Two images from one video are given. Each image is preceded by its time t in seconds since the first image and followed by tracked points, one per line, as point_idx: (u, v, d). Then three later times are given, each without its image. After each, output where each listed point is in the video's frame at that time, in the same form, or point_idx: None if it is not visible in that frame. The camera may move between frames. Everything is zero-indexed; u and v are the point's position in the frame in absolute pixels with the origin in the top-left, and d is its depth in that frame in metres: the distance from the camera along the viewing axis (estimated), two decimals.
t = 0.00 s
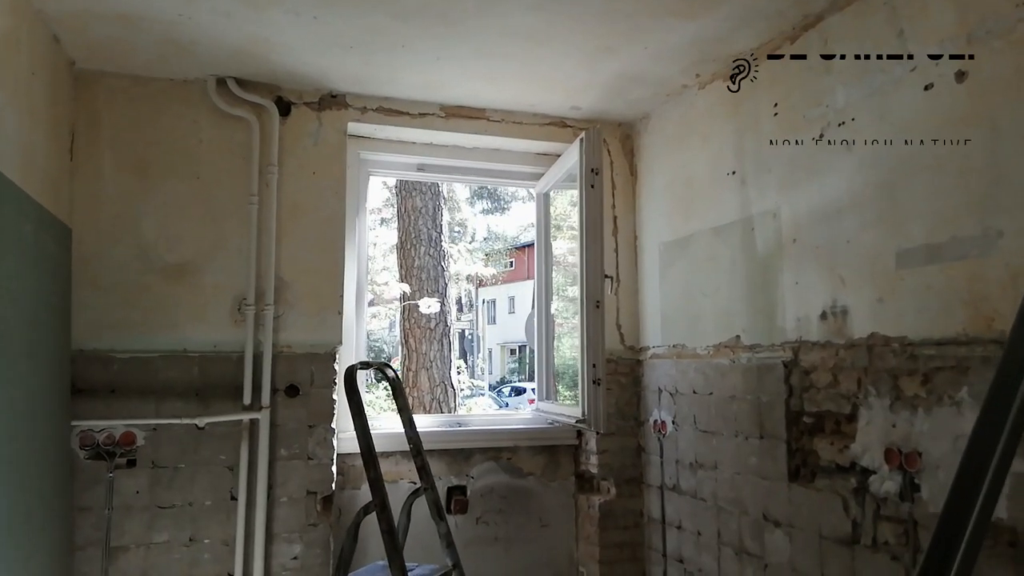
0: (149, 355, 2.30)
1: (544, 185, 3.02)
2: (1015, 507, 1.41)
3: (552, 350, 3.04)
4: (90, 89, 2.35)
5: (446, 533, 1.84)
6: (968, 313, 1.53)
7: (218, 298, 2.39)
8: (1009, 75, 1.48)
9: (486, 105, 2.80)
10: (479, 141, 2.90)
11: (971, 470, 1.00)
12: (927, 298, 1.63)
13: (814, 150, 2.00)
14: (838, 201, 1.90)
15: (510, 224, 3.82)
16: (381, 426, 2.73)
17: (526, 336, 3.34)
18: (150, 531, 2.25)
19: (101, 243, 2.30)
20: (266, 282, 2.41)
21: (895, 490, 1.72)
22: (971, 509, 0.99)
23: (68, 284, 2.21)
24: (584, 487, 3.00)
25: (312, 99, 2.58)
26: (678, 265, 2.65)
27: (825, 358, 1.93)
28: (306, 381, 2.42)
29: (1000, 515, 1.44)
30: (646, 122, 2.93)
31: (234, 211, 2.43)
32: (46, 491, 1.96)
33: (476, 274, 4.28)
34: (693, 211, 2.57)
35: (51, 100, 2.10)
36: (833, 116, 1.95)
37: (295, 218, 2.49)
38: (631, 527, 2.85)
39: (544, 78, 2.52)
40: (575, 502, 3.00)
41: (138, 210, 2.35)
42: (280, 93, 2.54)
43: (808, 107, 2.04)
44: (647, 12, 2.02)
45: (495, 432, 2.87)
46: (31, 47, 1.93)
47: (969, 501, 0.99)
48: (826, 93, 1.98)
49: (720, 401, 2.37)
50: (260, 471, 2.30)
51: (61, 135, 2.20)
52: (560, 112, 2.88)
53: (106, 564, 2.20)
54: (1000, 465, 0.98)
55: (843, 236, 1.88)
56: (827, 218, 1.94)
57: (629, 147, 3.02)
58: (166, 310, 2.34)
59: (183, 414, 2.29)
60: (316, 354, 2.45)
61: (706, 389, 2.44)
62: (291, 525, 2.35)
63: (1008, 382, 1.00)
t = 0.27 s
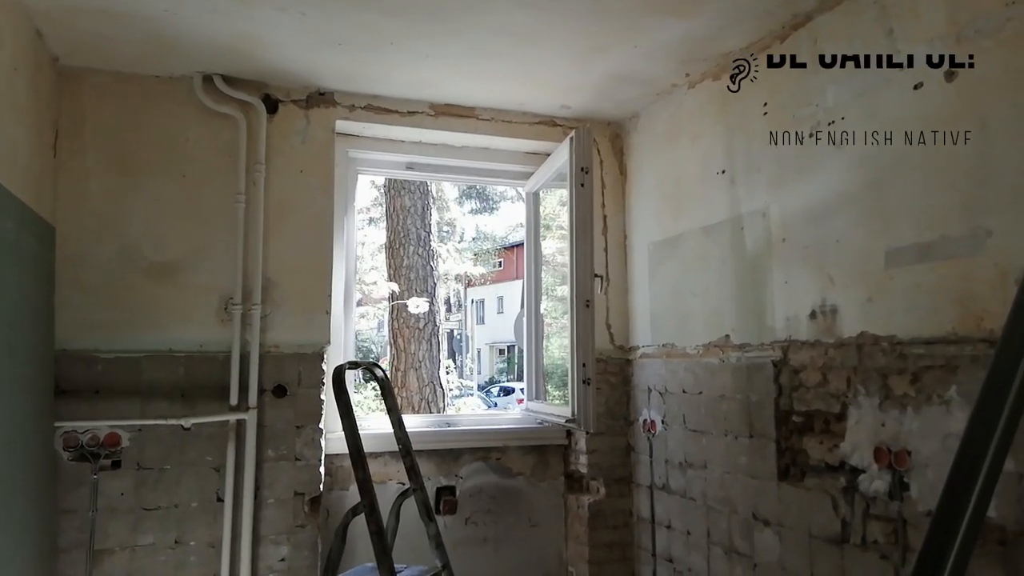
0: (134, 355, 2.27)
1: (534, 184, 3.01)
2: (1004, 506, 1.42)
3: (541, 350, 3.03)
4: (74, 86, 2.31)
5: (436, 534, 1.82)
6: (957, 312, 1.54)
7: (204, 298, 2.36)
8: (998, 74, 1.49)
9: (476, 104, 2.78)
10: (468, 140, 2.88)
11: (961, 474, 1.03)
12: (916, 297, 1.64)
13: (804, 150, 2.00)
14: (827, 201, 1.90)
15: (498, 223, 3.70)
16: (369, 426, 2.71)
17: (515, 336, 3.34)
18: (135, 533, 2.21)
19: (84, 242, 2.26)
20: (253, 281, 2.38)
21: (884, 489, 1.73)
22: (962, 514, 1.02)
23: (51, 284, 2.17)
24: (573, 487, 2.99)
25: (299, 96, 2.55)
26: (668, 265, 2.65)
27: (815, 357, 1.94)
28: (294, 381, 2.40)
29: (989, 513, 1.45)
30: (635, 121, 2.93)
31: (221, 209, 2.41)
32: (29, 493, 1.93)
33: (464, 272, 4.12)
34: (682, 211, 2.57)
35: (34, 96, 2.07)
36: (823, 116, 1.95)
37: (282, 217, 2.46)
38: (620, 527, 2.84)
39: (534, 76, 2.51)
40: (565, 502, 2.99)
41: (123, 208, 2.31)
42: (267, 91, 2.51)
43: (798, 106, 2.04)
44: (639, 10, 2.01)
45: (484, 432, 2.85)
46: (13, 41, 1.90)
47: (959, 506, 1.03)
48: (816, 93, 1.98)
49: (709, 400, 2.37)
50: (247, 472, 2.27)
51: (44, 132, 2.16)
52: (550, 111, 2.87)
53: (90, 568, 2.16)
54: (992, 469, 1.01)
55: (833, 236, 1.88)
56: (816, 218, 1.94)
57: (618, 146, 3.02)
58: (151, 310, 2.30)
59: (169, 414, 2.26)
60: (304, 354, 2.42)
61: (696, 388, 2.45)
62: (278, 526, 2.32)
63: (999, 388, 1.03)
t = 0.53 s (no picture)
0: (120, 354, 2.24)
1: (524, 183, 3.01)
2: (992, 503, 1.43)
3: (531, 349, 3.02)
4: (59, 81, 2.28)
5: (425, 534, 1.81)
6: (946, 311, 1.55)
7: (192, 296, 2.33)
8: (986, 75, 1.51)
9: (466, 102, 2.77)
10: (458, 138, 2.87)
11: (953, 474, 1.04)
12: (905, 296, 1.65)
13: (793, 150, 2.01)
14: (817, 200, 1.91)
15: (486, 221, 3.65)
16: (358, 426, 2.69)
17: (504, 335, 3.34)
18: (121, 534, 2.18)
19: (70, 239, 2.23)
20: (240, 280, 2.36)
21: (873, 487, 1.74)
22: (953, 514, 1.03)
23: (36, 282, 2.14)
24: (563, 486, 2.99)
25: (288, 93, 2.53)
26: (657, 264, 2.66)
27: (804, 356, 1.95)
28: (282, 380, 2.37)
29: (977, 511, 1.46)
30: (625, 121, 2.93)
31: (209, 206, 2.38)
32: (12, 494, 1.90)
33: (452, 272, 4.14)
34: (672, 210, 2.57)
35: (19, 91, 2.03)
36: (813, 116, 1.96)
37: (270, 214, 2.44)
38: (609, 526, 2.85)
39: (525, 75, 2.50)
40: (554, 501, 2.99)
41: (109, 205, 2.28)
42: (255, 88, 2.49)
43: (788, 106, 2.05)
44: (631, 9, 2.01)
45: (473, 431, 2.84)
46: None
47: (951, 507, 1.03)
48: (806, 92, 1.99)
49: (698, 399, 2.38)
50: (234, 472, 2.25)
51: (28, 127, 2.12)
52: (540, 110, 2.87)
53: (75, 569, 2.13)
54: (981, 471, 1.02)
55: (822, 235, 1.89)
56: (806, 217, 1.95)
57: (608, 146, 3.02)
58: (137, 308, 2.28)
59: (155, 414, 2.23)
60: (292, 352, 2.40)
61: (685, 387, 2.45)
62: (266, 526, 2.30)
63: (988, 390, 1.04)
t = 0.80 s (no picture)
0: (104, 351, 2.21)
1: (512, 180, 3.00)
2: (978, 497, 1.45)
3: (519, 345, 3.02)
4: (41, 74, 2.24)
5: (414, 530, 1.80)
6: (932, 306, 1.57)
7: (177, 292, 2.30)
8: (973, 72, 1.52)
9: (454, 97, 2.76)
10: (446, 134, 2.86)
11: (939, 470, 1.04)
12: (892, 292, 1.66)
13: (781, 146, 2.02)
14: (804, 197, 1.92)
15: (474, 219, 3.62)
16: (345, 423, 2.67)
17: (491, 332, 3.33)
18: (105, 533, 2.15)
19: (52, 234, 2.20)
20: (226, 275, 2.33)
21: (859, 481, 1.75)
22: (939, 510, 1.03)
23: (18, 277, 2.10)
24: (551, 482, 2.99)
25: (274, 88, 2.50)
26: (645, 260, 2.66)
27: (791, 352, 1.96)
28: (268, 377, 2.35)
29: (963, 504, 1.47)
30: (613, 117, 2.93)
31: (194, 201, 2.35)
32: None
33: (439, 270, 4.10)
34: (660, 206, 2.58)
35: None
36: (801, 113, 1.97)
37: (256, 209, 2.41)
38: (597, 522, 2.85)
39: (514, 71, 2.49)
40: (541, 497, 2.99)
41: (92, 200, 2.25)
42: (241, 82, 2.46)
43: (775, 103, 2.06)
44: (621, 5, 2.01)
45: (461, 428, 2.83)
46: None
47: (938, 503, 1.03)
48: (794, 89, 2.00)
49: (686, 395, 2.39)
50: (220, 470, 2.22)
51: (10, 121, 2.09)
52: (528, 106, 2.86)
53: (57, 568, 2.10)
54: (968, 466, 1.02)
55: (809, 232, 1.90)
56: (793, 214, 1.96)
57: (596, 142, 3.02)
58: (121, 305, 2.24)
59: (140, 411, 2.20)
60: (278, 349, 2.38)
61: (673, 383, 2.46)
62: (252, 524, 2.28)
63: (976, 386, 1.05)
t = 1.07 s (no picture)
0: (88, 345, 2.17)
1: (499, 174, 2.99)
2: (960, 488, 1.47)
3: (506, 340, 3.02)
4: (21, 63, 2.20)
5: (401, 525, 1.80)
6: (916, 301, 1.58)
7: (161, 286, 2.27)
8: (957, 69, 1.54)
9: (441, 91, 2.75)
10: (433, 128, 2.84)
11: (927, 464, 0.98)
12: (877, 286, 1.68)
13: (767, 142, 2.03)
14: (791, 192, 1.93)
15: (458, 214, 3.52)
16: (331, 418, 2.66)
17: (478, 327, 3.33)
18: (88, 529, 2.13)
19: (33, 227, 2.16)
20: (211, 269, 2.31)
21: (844, 474, 1.77)
22: (926, 506, 0.97)
23: None
24: (538, 477, 2.99)
25: (259, 80, 2.47)
26: (632, 255, 2.67)
27: (777, 346, 1.97)
28: (253, 372, 2.33)
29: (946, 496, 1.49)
30: (601, 112, 2.93)
31: (178, 194, 2.32)
32: None
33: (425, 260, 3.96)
34: (647, 201, 2.58)
35: None
36: (788, 109, 1.98)
37: (242, 202, 2.39)
38: (583, 516, 2.86)
39: (501, 64, 2.48)
40: (528, 491, 2.99)
41: (74, 192, 2.21)
42: (225, 74, 2.43)
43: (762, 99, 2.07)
44: None
45: (448, 423, 2.83)
46: None
47: (923, 501, 0.98)
48: (782, 85, 2.01)
49: (673, 389, 2.40)
50: (205, 466, 2.20)
51: None
52: (516, 100, 2.85)
53: (39, 565, 2.07)
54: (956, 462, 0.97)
55: (795, 227, 1.92)
56: (780, 209, 1.97)
57: (583, 137, 3.02)
58: (104, 299, 2.21)
59: (124, 407, 2.18)
60: (264, 344, 2.36)
61: (659, 378, 2.47)
62: (238, 520, 2.26)
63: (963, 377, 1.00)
